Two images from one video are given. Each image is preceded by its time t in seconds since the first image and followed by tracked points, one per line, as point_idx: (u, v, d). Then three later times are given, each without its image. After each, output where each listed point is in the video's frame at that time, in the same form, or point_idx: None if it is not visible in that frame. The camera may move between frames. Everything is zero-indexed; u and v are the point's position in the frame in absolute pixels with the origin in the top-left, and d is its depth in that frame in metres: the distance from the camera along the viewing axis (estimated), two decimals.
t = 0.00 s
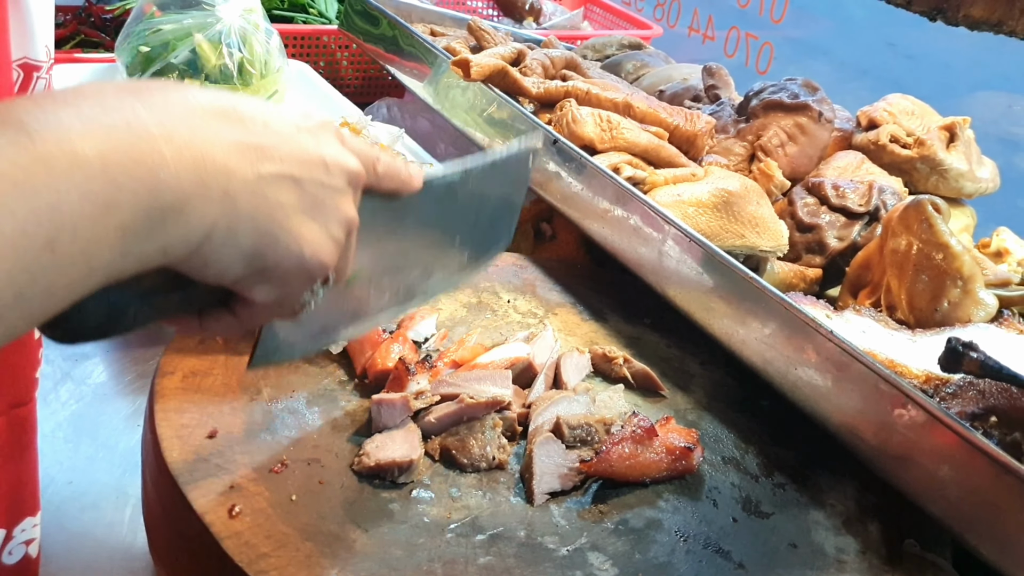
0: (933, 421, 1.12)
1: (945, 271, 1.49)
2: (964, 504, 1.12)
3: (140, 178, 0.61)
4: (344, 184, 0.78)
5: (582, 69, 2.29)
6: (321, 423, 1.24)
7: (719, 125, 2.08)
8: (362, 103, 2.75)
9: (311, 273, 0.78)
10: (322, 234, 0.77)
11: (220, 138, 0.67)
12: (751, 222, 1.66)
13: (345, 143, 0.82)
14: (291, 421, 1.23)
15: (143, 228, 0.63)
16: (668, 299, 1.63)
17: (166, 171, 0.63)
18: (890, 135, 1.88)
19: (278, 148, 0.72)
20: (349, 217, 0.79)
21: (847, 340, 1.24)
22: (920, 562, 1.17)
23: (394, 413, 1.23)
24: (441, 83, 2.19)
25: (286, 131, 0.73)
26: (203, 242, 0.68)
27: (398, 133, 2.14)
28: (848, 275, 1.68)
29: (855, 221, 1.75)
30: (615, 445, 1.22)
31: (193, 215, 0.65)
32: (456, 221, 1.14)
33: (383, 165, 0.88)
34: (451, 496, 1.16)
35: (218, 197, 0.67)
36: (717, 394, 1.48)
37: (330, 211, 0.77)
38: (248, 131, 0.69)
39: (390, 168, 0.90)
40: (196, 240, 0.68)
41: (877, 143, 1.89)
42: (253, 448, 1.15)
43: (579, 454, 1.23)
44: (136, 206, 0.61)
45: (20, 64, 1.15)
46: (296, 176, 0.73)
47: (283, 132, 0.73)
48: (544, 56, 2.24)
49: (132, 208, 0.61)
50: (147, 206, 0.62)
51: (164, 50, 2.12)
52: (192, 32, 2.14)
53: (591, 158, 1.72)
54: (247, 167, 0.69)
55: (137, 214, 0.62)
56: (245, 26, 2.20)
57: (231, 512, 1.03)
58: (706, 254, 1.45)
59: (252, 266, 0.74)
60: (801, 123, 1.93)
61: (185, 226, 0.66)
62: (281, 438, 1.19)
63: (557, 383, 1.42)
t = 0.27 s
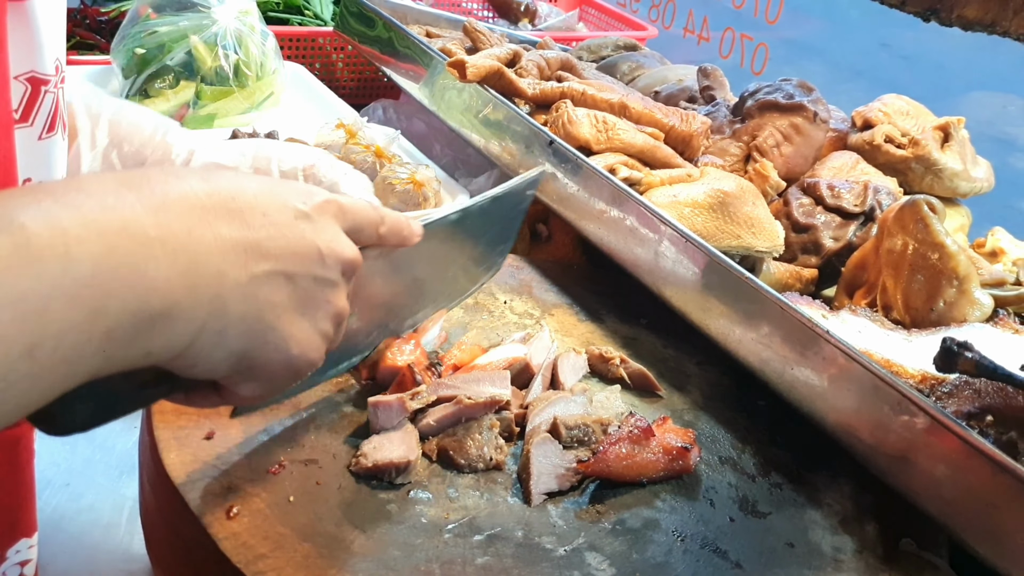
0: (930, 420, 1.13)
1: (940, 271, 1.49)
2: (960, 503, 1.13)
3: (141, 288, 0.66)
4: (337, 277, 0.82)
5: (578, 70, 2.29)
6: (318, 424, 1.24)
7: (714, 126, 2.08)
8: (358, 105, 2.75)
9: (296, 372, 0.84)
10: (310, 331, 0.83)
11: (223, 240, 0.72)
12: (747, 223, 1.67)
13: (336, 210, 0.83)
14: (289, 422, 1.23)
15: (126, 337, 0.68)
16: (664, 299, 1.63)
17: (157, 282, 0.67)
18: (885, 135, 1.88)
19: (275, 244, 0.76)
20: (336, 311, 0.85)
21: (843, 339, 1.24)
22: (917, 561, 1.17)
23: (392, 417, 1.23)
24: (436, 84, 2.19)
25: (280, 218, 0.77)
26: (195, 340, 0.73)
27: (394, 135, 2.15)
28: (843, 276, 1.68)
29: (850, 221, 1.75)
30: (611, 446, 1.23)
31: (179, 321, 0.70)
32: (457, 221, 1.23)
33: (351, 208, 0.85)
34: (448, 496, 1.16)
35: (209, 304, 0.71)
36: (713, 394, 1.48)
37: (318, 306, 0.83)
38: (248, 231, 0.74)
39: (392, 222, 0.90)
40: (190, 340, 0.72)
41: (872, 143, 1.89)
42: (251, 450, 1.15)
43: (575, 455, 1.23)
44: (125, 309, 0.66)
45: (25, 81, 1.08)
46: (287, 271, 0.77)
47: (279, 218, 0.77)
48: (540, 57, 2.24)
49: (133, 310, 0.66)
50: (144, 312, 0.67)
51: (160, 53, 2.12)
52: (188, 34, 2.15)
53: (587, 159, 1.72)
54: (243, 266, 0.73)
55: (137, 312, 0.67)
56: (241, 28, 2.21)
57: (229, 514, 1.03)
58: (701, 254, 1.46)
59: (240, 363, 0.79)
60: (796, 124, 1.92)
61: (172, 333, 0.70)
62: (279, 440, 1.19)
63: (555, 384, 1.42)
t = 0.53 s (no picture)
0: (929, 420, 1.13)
1: (938, 271, 1.50)
2: (959, 503, 1.13)
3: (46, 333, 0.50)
4: (368, 326, 0.61)
5: (576, 71, 2.30)
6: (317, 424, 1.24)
7: (712, 126, 2.09)
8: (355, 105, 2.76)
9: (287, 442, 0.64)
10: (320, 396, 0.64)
11: (186, 249, 0.53)
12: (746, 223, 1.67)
13: (383, 225, 0.60)
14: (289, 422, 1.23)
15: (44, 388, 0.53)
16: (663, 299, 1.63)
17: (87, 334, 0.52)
18: (882, 136, 1.88)
19: (263, 279, 0.56)
20: (368, 373, 0.63)
21: (840, 339, 1.25)
22: (915, 560, 1.17)
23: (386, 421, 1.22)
24: (435, 85, 2.19)
25: (287, 230, 0.56)
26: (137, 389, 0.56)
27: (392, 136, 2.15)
28: (841, 276, 1.69)
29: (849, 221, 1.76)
30: (612, 447, 1.24)
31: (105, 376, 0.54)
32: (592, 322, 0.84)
33: (471, 229, 0.62)
34: (448, 496, 1.16)
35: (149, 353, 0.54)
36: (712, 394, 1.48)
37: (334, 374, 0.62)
38: (225, 238, 0.54)
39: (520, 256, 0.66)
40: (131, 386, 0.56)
41: (869, 144, 1.89)
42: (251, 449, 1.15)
43: (574, 455, 1.23)
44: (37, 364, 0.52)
45: (9, 102, 0.98)
46: (285, 313, 0.58)
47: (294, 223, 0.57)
48: (538, 58, 2.24)
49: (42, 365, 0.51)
50: (56, 364, 0.52)
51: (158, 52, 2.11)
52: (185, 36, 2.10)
53: (585, 160, 1.73)
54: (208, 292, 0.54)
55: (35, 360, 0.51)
56: (239, 29, 2.20)
57: (230, 514, 1.03)
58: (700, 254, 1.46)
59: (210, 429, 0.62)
60: (794, 124, 1.92)
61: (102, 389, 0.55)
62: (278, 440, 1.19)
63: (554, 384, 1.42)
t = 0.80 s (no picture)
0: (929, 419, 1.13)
1: (937, 269, 1.49)
2: (959, 502, 1.12)
3: None
4: (298, 346, 0.64)
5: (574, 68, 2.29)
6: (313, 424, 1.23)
7: (711, 124, 2.08)
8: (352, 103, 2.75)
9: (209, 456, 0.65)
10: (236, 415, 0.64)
11: (114, 261, 0.57)
12: (745, 221, 1.67)
13: (322, 244, 0.64)
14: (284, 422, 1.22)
15: None
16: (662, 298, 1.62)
17: None
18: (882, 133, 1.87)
19: (193, 295, 0.59)
20: (296, 391, 0.65)
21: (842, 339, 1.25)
22: (915, 559, 1.16)
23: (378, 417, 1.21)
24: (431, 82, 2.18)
25: (217, 248, 0.60)
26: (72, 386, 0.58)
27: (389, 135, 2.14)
28: (841, 275, 1.68)
29: (848, 219, 1.75)
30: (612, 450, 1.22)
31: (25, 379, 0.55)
32: (538, 345, 0.93)
33: (416, 248, 0.67)
34: (445, 496, 1.15)
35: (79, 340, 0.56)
36: (711, 393, 1.47)
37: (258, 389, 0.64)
38: (157, 251, 0.58)
39: (473, 280, 0.71)
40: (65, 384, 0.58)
41: (869, 142, 1.89)
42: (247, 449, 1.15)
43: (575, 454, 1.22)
44: None
45: None
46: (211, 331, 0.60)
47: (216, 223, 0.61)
48: (536, 55, 2.23)
49: None
50: None
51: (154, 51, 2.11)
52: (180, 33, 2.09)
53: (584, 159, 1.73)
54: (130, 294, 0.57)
55: None
56: (234, 26, 2.19)
57: (225, 514, 1.02)
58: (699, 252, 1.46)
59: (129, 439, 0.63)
60: (793, 121, 1.94)
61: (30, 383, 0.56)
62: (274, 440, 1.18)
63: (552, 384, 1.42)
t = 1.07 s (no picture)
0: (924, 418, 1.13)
1: (932, 270, 1.50)
2: (954, 499, 1.13)
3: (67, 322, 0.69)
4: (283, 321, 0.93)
5: (571, 71, 2.30)
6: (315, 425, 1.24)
7: (707, 126, 2.09)
8: (351, 106, 2.76)
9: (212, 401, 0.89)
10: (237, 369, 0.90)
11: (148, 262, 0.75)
12: (741, 223, 1.68)
13: (280, 246, 0.89)
14: (286, 423, 1.23)
15: (84, 350, 0.72)
16: (659, 299, 1.64)
17: (117, 303, 0.72)
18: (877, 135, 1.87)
19: (223, 276, 0.82)
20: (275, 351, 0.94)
21: (836, 337, 1.25)
22: (910, 557, 1.18)
23: (382, 420, 1.22)
24: (430, 85, 2.19)
25: (233, 255, 0.84)
26: (129, 361, 0.77)
27: (388, 137, 2.15)
28: (837, 275, 1.69)
29: (844, 220, 1.76)
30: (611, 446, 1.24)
31: (123, 341, 0.74)
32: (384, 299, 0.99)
33: (336, 244, 0.99)
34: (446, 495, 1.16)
35: (151, 325, 0.76)
36: (709, 393, 1.48)
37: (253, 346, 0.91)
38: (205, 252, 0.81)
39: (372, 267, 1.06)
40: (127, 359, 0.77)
41: (863, 143, 1.88)
42: (249, 450, 1.16)
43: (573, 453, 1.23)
44: (68, 333, 0.69)
45: (20, 85, 0.98)
46: (230, 300, 0.84)
47: (228, 220, 0.85)
48: (533, 58, 2.25)
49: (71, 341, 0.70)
50: (80, 339, 0.70)
51: (153, 55, 2.12)
52: (179, 36, 2.14)
53: (581, 160, 1.73)
54: (184, 269, 0.78)
55: (62, 304, 0.68)
56: (233, 30, 2.21)
57: (228, 514, 1.03)
58: (695, 254, 1.47)
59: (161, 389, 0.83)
60: (789, 124, 1.94)
61: (111, 352, 0.74)
62: (275, 441, 1.19)
63: (551, 383, 1.43)
